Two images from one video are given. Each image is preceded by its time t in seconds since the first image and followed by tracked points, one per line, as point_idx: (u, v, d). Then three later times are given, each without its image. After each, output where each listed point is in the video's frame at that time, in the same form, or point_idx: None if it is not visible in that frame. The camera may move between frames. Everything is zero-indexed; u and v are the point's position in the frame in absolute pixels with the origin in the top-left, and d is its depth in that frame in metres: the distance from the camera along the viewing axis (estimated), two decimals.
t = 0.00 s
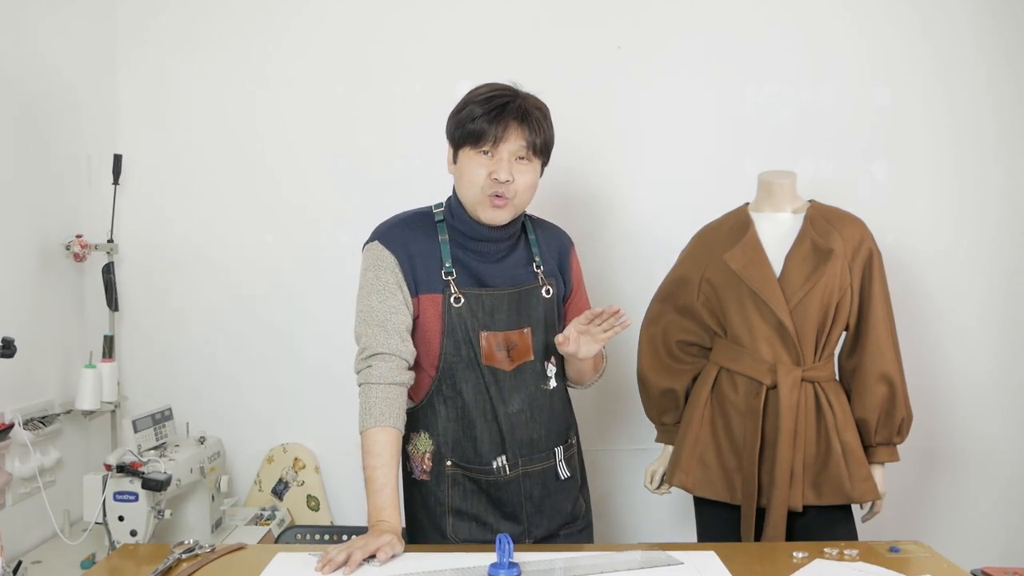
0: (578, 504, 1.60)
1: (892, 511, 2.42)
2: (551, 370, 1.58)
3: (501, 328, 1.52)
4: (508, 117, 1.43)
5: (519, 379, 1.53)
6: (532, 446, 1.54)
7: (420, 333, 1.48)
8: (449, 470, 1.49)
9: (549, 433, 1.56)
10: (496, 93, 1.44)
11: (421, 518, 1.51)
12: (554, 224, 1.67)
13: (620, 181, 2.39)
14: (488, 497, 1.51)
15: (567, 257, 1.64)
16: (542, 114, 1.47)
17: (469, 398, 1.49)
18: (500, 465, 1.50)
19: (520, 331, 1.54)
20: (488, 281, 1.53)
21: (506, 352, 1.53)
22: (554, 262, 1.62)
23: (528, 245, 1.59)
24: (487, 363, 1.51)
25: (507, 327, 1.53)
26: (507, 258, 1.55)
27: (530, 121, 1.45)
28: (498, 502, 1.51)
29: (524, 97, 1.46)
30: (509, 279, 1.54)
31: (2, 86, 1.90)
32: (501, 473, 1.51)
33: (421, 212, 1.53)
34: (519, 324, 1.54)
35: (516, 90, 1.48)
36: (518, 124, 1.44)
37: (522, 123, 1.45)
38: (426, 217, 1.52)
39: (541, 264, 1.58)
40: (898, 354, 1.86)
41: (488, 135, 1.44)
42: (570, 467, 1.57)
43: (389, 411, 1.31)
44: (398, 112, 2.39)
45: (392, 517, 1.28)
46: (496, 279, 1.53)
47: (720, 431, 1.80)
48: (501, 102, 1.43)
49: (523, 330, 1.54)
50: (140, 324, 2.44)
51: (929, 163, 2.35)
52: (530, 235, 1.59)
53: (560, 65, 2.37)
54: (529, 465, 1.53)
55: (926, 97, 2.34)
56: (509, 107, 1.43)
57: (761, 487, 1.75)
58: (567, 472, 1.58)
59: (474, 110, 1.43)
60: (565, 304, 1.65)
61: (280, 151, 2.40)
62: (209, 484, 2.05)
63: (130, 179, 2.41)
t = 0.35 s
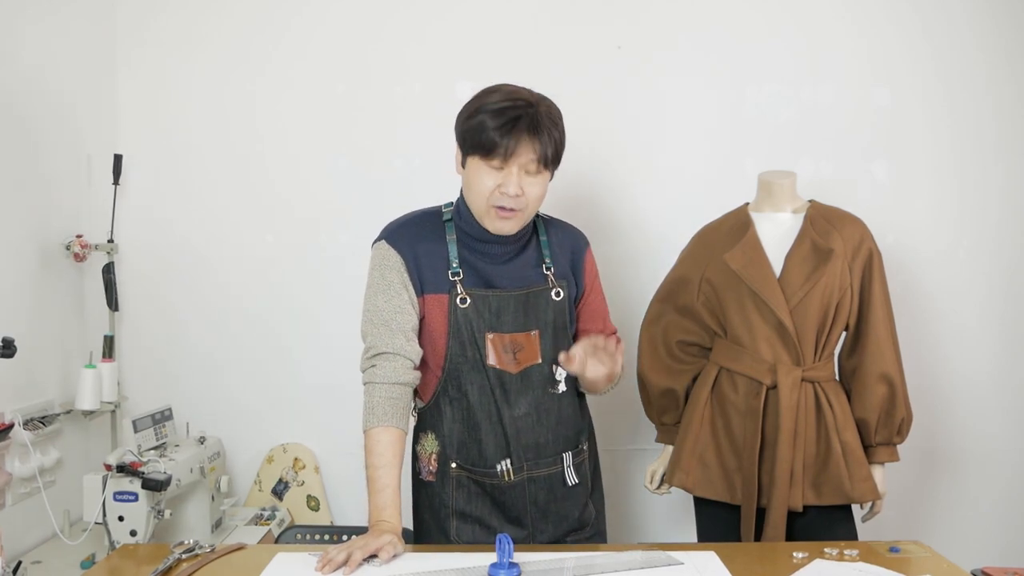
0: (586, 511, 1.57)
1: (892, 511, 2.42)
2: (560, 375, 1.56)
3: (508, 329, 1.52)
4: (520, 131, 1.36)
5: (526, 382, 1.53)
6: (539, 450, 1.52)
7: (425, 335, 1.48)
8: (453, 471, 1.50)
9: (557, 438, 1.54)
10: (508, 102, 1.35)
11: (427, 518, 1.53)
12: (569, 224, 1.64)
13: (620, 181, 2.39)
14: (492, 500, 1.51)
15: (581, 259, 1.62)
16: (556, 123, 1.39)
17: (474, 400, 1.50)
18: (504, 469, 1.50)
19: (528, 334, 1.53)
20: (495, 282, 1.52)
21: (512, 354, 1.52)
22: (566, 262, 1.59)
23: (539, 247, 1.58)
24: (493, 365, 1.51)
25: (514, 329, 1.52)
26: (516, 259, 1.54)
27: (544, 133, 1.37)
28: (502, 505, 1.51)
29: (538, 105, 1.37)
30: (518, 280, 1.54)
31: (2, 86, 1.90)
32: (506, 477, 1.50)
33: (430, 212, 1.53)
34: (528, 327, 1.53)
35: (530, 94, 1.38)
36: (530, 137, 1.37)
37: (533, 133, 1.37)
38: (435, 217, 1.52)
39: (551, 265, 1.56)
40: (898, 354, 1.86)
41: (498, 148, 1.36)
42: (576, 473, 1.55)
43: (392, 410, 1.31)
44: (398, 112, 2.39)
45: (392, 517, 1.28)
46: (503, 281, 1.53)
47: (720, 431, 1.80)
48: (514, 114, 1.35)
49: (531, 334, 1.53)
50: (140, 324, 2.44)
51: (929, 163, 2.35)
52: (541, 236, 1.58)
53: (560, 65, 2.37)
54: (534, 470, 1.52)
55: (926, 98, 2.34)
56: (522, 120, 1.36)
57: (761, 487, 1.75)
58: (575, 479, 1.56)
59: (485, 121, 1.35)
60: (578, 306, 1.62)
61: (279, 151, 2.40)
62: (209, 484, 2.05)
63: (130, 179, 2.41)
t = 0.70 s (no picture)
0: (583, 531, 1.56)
1: (891, 511, 2.42)
2: (561, 398, 1.50)
3: (510, 348, 1.49)
4: (547, 180, 1.24)
5: (523, 401, 1.49)
6: (533, 469, 1.52)
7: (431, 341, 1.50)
8: (455, 474, 1.54)
9: (555, 457, 1.53)
10: (536, 146, 1.23)
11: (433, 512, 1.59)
12: (598, 244, 1.55)
13: (620, 181, 2.39)
14: (489, 507, 1.54)
15: (597, 275, 1.50)
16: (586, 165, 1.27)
17: (473, 410, 1.51)
18: (495, 483, 1.52)
19: (529, 354, 1.49)
20: (501, 298, 1.49)
21: (511, 373, 1.49)
22: (579, 282, 1.50)
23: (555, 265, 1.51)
24: (488, 380, 1.49)
25: (517, 348, 1.49)
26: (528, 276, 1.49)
27: (571, 179, 1.26)
28: (497, 514, 1.54)
29: (569, 147, 1.25)
30: (526, 299, 1.49)
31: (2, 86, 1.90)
32: (497, 490, 1.52)
33: (448, 215, 1.52)
34: (530, 347, 1.49)
35: (562, 133, 1.25)
36: (558, 184, 1.25)
37: (560, 179, 1.25)
38: (452, 221, 1.51)
39: (564, 285, 1.48)
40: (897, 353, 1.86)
41: (522, 194, 1.26)
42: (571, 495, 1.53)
43: (397, 412, 1.31)
44: (397, 112, 2.39)
45: (392, 518, 1.28)
46: (510, 297, 1.49)
47: (720, 431, 1.80)
48: (542, 161, 1.23)
49: (533, 354, 1.49)
50: (140, 324, 2.44)
51: (929, 163, 2.35)
52: (559, 255, 1.50)
53: (561, 65, 2.37)
54: (526, 487, 1.52)
55: (926, 97, 2.34)
56: (550, 168, 1.24)
57: (761, 487, 1.75)
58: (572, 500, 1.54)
59: (510, 165, 1.24)
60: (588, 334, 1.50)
61: (279, 151, 2.40)
62: (209, 483, 2.05)
63: (130, 179, 2.41)
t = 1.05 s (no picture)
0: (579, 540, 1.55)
1: (892, 511, 2.41)
2: (558, 410, 1.49)
3: (509, 357, 1.49)
4: (546, 189, 1.24)
5: (517, 412, 1.49)
6: (529, 477, 1.51)
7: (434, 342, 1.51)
8: (459, 473, 1.56)
9: (549, 467, 1.51)
10: (535, 155, 1.23)
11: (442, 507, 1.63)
12: (608, 257, 1.50)
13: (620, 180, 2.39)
14: (489, 509, 1.55)
15: (602, 286, 1.45)
16: (586, 175, 1.27)
17: (473, 414, 1.52)
18: (490, 488, 1.53)
19: (527, 366, 1.48)
20: (504, 307, 1.48)
21: (509, 383, 1.49)
22: (581, 294, 1.46)
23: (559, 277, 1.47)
24: (483, 387, 1.49)
25: (515, 358, 1.48)
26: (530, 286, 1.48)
27: (572, 190, 1.25)
28: (496, 518, 1.55)
29: (569, 157, 1.25)
30: (527, 309, 1.48)
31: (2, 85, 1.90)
32: (493, 496, 1.53)
33: (458, 219, 1.52)
34: (528, 358, 1.48)
35: (562, 143, 1.25)
36: (558, 194, 1.25)
37: (560, 188, 1.24)
38: (460, 225, 1.51)
39: (564, 298, 1.45)
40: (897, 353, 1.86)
41: (521, 204, 1.25)
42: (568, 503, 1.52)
43: (400, 413, 1.32)
44: (397, 112, 2.39)
45: (393, 518, 1.28)
46: (511, 306, 1.48)
47: (720, 431, 1.80)
48: (542, 170, 1.23)
49: (531, 366, 1.48)
50: (139, 324, 2.44)
51: (929, 164, 2.35)
52: (563, 266, 1.47)
53: (560, 65, 2.37)
54: (521, 494, 1.52)
55: (926, 97, 2.34)
56: (550, 176, 1.23)
57: (761, 487, 1.75)
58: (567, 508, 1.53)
59: (509, 173, 1.23)
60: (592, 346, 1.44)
61: (278, 151, 2.40)
62: (209, 483, 2.05)
63: (130, 179, 2.41)
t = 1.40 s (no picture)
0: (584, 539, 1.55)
1: (892, 511, 2.41)
2: (561, 410, 1.49)
3: (511, 357, 1.49)
4: (534, 159, 1.28)
5: (520, 412, 1.49)
6: (533, 477, 1.52)
7: (436, 342, 1.52)
8: (463, 474, 1.56)
9: (553, 466, 1.52)
10: (522, 129, 1.28)
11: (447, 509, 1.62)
12: (609, 252, 1.50)
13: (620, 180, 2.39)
14: (493, 510, 1.55)
15: (601, 283, 1.45)
16: (575, 151, 1.30)
17: (476, 414, 1.52)
18: (495, 489, 1.53)
19: (530, 365, 1.49)
20: (506, 307, 1.48)
21: (511, 383, 1.49)
22: (582, 291, 1.46)
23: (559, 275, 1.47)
24: (486, 388, 1.50)
25: (517, 358, 1.49)
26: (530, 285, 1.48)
27: (560, 163, 1.29)
28: (501, 518, 1.55)
29: (556, 132, 1.30)
30: (529, 309, 1.48)
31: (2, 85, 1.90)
32: (497, 497, 1.53)
33: (458, 219, 1.52)
34: (530, 358, 1.49)
35: (549, 121, 1.31)
36: (546, 166, 1.29)
37: (547, 160, 1.28)
38: (460, 225, 1.51)
39: (565, 296, 1.46)
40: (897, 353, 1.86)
41: (511, 177, 1.29)
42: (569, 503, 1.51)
43: (400, 414, 1.32)
44: (397, 112, 2.39)
45: (393, 518, 1.27)
46: (513, 306, 1.48)
47: (720, 431, 1.80)
48: (529, 141, 1.28)
49: (533, 365, 1.48)
50: (139, 324, 2.44)
51: (929, 164, 2.35)
52: (563, 263, 1.47)
53: (560, 65, 2.37)
54: (525, 495, 1.52)
55: (926, 97, 2.34)
56: (537, 148, 1.28)
57: (761, 487, 1.75)
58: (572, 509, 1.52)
59: (497, 148, 1.28)
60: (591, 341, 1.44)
61: (278, 151, 2.40)
62: (209, 483, 2.05)
63: (129, 179, 2.41)
